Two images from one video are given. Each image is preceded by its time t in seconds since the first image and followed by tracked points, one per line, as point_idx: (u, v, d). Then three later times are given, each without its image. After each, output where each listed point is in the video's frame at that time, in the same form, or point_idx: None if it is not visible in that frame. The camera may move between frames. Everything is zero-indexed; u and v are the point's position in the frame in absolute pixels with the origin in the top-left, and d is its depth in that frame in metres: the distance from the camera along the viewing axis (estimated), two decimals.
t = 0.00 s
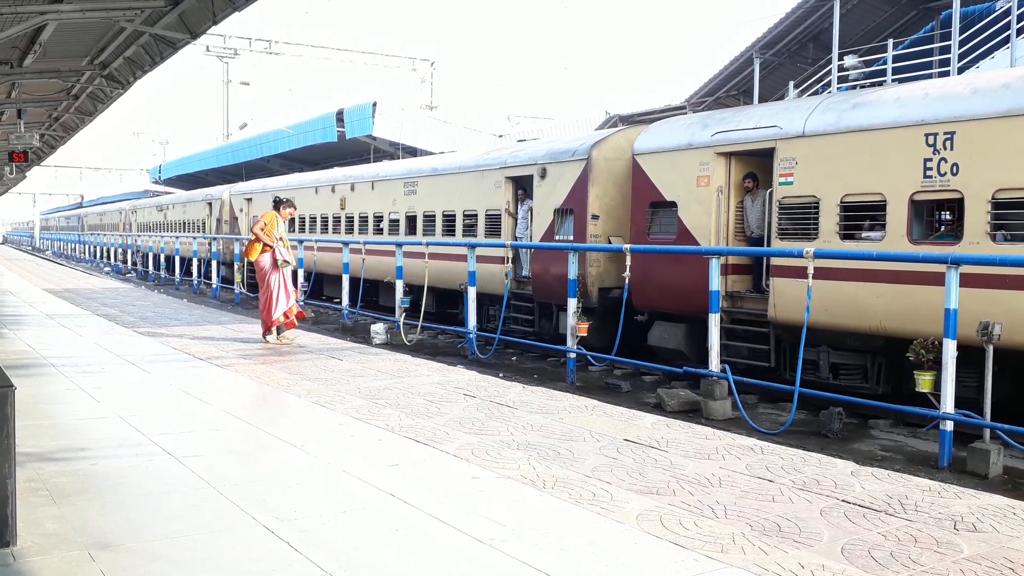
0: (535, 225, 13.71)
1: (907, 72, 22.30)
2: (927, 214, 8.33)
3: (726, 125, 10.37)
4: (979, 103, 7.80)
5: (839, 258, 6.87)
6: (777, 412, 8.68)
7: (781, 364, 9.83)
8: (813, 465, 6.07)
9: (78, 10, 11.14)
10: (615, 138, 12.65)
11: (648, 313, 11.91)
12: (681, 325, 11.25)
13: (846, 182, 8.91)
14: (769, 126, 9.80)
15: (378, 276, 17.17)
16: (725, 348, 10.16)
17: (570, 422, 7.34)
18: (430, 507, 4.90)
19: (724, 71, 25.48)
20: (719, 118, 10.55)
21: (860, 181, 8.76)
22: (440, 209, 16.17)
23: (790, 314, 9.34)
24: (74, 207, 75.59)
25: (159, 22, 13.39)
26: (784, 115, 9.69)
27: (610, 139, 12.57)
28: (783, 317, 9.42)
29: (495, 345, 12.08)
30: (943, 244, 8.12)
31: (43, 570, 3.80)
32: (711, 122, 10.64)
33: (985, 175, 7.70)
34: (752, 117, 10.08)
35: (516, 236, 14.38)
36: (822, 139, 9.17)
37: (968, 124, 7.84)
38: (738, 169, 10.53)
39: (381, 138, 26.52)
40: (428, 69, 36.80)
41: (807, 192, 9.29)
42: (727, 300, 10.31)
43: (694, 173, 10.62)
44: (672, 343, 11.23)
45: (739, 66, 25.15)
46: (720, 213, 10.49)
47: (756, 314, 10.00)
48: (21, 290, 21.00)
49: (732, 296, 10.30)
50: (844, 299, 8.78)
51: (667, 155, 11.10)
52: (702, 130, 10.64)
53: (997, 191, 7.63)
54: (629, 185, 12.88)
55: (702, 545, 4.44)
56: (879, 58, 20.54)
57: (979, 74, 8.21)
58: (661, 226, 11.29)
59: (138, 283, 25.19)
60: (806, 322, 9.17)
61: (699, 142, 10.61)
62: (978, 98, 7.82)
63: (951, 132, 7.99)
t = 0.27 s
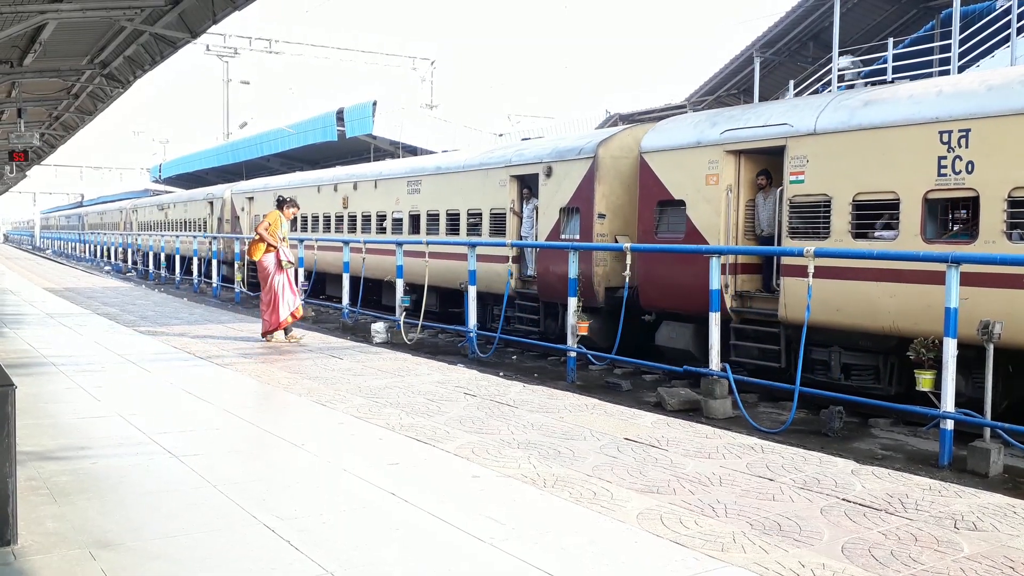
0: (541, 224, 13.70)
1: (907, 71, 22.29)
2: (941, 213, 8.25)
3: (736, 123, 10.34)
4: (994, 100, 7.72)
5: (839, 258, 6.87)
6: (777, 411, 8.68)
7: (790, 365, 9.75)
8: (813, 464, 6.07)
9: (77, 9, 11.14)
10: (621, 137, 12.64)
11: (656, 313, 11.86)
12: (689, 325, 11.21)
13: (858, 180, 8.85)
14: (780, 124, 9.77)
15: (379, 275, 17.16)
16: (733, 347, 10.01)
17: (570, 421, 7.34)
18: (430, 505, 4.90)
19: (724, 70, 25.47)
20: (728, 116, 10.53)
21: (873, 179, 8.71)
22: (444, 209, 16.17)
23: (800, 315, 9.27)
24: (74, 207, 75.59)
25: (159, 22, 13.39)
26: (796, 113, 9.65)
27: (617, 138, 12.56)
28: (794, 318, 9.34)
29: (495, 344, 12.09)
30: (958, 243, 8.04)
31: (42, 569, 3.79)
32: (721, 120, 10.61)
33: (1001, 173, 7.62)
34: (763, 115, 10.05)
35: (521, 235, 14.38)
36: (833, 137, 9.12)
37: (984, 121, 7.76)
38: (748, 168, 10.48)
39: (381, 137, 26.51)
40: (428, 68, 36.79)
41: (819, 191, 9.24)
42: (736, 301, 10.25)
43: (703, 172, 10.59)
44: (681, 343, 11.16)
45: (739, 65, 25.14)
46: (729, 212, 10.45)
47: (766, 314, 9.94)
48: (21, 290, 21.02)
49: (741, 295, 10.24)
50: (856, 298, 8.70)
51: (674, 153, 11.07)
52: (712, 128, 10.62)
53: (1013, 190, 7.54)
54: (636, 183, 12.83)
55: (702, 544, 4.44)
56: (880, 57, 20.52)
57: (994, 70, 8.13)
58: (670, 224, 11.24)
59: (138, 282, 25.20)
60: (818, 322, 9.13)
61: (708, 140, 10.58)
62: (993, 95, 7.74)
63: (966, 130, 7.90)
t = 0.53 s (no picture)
0: (546, 223, 13.70)
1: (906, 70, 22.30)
2: (955, 212, 8.22)
3: (745, 122, 10.31)
4: (1009, 97, 7.67)
5: (840, 257, 6.88)
6: (777, 411, 8.69)
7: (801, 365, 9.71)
8: (813, 463, 6.07)
9: (77, 9, 11.14)
10: (627, 136, 12.63)
11: (664, 314, 11.84)
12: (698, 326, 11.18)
13: (871, 179, 8.81)
14: (790, 122, 9.73)
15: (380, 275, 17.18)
16: (744, 348, 9.95)
17: (570, 421, 7.34)
18: (430, 505, 4.91)
19: (724, 69, 25.47)
20: (737, 114, 10.50)
21: (885, 178, 8.67)
22: (448, 208, 16.18)
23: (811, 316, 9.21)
24: (74, 207, 75.62)
25: (159, 21, 13.38)
26: (806, 111, 9.62)
27: (624, 136, 12.55)
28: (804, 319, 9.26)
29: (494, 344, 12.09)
30: (973, 242, 8.01)
31: (43, 569, 3.80)
32: (729, 118, 10.59)
33: (1016, 172, 7.58)
34: (773, 113, 10.02)
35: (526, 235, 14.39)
36: (845, 135, 9.08)
37: (999, 119, 7.72)
38: (757, 169, 10.48)
39: (381, 136, 26.50)
40: (428, 68, 36.80)
41: (830, 189, 9.20)
42: (745, 301, 10.20)
43: (712, 171, 10.57)
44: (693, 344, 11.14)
45: (739, 65, 25.14)
46: (738, 211, 10.43)
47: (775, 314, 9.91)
48: (21, 289, 21.03)
49: (750, 295, 10.20)
50: (867, 299, 8.65)
51: (682, 152, 11.04)
52: (721, 127, 10.58)
53: None
54: (643, 182, 12.80)
55: (702, 543, 4.44)
56: (880, 56, 20.52)
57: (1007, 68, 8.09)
58: (677, 223, 11.20)
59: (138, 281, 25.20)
60: (829, 322, 9.09)
61: (717, 139, 10.55)
62: (1008, 92, 7.70)
63: (981, 128, 7.86)
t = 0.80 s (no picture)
0: (552, 221, 13.68)
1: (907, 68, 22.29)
2: (969, 210, 8.17)
3: (755, 118, 10.29)
4: None
5: (840, 254, 6.96)
6: (777, 408, 8.71)
7: (812, 365, 9.74)
8: (813, 461, 6.08)
9: (77, 7, 11.13)
10: (634, 133, 12.60)
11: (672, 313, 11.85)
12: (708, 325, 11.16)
13: (884, 177, 8.77)
14: (801, 119, 9.70)
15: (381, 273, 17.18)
16: (754, 347, 9.95)
17: (570, 419, 7.35)
18: (429, 503, 4.91)
19: (724, 67, 25.46)
20: (747, 111, 10.48)
21: (898, 176, 8.64)
22: (451, 206, 16.17)
23: (822, 314, 9.18)
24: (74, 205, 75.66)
25: (158, 19, 13.37)
26: (817, 108, 9.59)
27: (630, 133, 12.52)
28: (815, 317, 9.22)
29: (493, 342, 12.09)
30: (987, 241, 7.97)
31: (43, 567, 3.80)
32: (738, 115, 10.59)
33: None
34: (783, 110, 10.00)
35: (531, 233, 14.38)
36: (857, 132, 9.05)
37: (1015, 116, 7.67)
38: (767, 167, 10.42)
39: (381, 135, 26.49)
40: (428, 66, 36.79)
41: (842, 187, 9.17)
42: (755, 300, 10.12)
43: (721, 169, 10.55)
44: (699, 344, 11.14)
45: (739, 62, 25.12)
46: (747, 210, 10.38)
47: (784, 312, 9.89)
48: (21, 287, 21.05)
49: (761, 295, 10.12)
50: (878, 297, 8.63)
51: (691, 149, 11.03)
52: (730, 123, 10.56)
53: None
54: (649, 180, 12.78)
55: (702, 541, 4.44)
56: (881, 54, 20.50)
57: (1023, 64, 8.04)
58: (685, 222, 11.22)
59: (139, 280, 25.21)
60: (841, 320, 9.07)
61: (726, 136, 10.53)
62: None
63: (997, 125, 7.82)
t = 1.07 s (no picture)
0: (559, 221, 13.67)
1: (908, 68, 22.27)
2: (987, 210, 8.10)
3: (767, 116, 10.27)
4: None
5: (840, 254, 6.99)
6: (778, 408, 8.70)
7: (825, 366, 9.68)
8: (814, 461, 6.07)
9: (79, 6, 11.14)
10: (643, 132, 12.58)
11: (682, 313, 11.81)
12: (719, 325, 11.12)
13: (899, 176, 8.73)
14: (815, 117, 9.67)
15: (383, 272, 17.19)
16: (765, 348, 9.88)
17: (571, 419, 7.35)
18: (430, 502, 4.91)
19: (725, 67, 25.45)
20: (759, 109, 10.46)
21: (914, 175, 8.59)
22: (457, 205, 16.17)
23: (835, 315, 9.14)
24: (76, 204, 75.75)
25: (160, 19, 13.38)
26: (831, 106, 9.56)
27: (639, 132, 12.49)
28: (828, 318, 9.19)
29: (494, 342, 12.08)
30: (1005, 241, 7.89)
31: (45, 565, 3.81)
32: (750, 113, 10.57)
33: None
34: (797, 108, 9.97)
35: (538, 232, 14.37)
36: (872, 131, 9.01)
37: None
38: (779, 166, 10.41)
39: (383, 134, 26.50)
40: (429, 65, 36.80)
41: (856, 186, 9.13)
42: (767, 300, 10.11)
43: (733, 168, 10.54)
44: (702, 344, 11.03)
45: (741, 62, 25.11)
46: (759, 209, 10.35)
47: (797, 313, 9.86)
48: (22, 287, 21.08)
49: (773, 295, 10.10)
50: (891, 298, 8.60)
51: (702, 148, 11.02)
52: (742, 122, 10.54)
53: None
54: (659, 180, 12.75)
55: (703, 541, 4.44)
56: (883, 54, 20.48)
57: None
58: (696, 221, 11.19)
59: (140, 279, 25.24)
60: (855, 322, 9.02)
61: (738, 134, 10.51)
62: None
63: (1016, 123, 7.75)
